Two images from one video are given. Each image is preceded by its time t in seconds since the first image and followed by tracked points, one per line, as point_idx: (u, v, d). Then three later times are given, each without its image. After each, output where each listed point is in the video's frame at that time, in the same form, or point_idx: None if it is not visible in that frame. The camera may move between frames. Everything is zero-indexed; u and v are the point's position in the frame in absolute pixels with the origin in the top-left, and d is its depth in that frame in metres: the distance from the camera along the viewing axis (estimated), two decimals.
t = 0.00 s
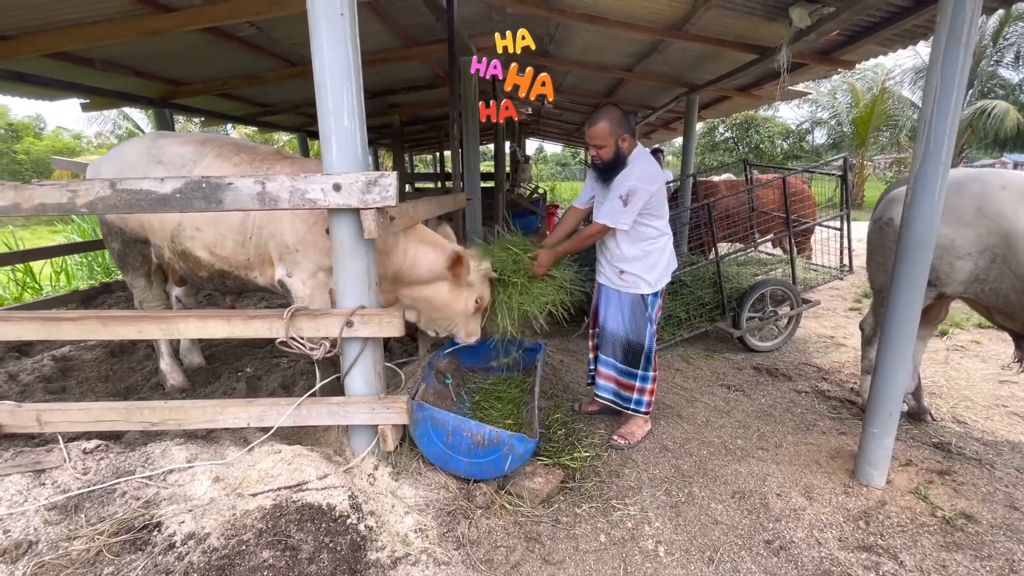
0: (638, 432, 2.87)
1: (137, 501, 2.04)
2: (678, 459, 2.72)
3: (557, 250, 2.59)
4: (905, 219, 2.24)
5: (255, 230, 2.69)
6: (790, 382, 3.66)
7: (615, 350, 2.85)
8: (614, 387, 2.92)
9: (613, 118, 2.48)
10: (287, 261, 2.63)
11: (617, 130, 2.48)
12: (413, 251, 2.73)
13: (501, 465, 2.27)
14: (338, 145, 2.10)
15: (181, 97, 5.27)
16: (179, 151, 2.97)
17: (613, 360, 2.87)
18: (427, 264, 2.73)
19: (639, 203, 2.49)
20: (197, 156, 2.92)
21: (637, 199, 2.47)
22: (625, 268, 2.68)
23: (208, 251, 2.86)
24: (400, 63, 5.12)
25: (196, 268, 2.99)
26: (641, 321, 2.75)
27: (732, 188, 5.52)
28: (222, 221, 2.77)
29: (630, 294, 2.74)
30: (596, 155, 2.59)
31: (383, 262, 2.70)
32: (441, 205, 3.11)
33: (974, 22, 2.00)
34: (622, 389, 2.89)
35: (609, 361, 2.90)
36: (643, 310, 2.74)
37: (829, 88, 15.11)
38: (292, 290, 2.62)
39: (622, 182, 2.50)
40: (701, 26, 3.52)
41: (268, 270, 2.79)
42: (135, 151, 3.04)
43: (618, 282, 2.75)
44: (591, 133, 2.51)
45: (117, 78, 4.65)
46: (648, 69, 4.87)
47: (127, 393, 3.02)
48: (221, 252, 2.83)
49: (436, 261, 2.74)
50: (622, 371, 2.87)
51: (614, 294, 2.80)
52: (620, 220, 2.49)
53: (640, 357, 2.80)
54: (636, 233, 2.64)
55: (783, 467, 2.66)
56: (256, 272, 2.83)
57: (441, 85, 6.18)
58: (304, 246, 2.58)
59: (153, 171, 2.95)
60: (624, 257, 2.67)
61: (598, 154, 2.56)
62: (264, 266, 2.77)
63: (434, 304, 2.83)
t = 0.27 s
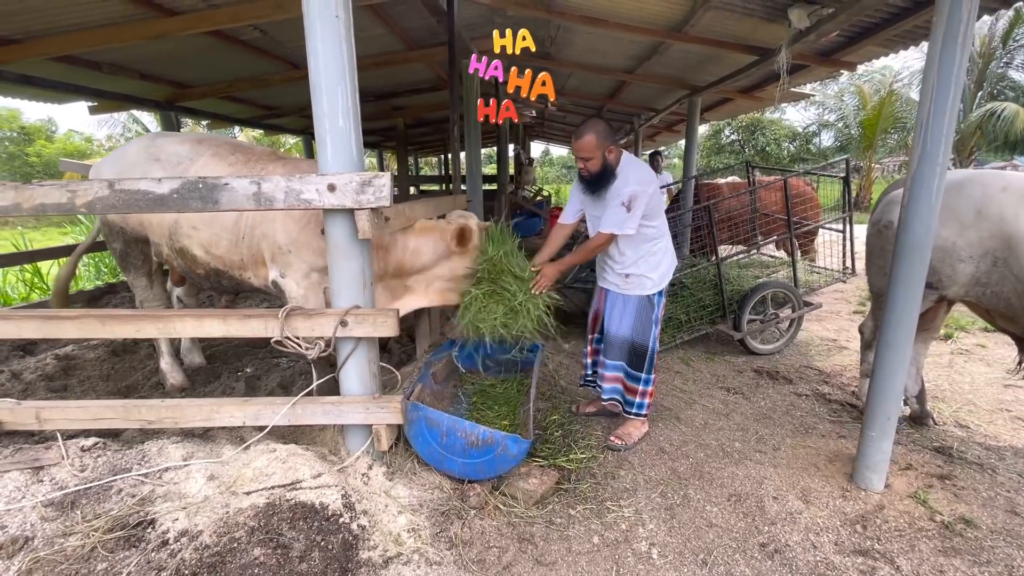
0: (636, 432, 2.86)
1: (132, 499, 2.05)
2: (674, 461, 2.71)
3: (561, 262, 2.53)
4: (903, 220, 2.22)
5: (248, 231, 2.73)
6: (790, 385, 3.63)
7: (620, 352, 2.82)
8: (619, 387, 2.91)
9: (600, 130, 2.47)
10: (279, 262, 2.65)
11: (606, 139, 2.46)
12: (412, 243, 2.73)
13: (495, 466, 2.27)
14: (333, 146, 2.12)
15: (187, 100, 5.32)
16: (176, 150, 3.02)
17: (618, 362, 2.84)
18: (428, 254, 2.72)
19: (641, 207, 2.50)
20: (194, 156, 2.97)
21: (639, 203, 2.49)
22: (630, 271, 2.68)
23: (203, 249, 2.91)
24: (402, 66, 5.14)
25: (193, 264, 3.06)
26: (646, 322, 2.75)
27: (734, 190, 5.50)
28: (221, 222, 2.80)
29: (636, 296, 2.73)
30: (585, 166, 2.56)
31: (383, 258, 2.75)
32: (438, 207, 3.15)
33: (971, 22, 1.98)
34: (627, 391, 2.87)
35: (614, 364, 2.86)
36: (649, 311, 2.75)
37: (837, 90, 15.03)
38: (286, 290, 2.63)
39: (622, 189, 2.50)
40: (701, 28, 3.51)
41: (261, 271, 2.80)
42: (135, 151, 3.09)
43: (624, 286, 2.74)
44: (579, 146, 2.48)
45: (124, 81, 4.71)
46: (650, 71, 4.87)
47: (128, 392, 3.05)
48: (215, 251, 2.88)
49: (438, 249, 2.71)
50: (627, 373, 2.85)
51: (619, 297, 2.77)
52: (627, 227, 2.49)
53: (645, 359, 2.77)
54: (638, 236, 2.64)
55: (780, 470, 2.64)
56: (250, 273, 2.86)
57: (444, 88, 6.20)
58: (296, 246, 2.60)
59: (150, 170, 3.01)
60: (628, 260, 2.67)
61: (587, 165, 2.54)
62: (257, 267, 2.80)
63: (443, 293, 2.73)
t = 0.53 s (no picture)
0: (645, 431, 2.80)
1: (130, 493, 2.06)
2: (674, 460, 2.69)
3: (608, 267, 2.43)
4: (905, 216, 2.19)
5: (253, 227, 2.74)
6: (794, 385, 3.60)
7: (632, 353, 2.72)
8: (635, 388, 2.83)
9: (610, 128, 2.39)
10: (283, 257, 2.66)
11: (617, 136, 2.42)
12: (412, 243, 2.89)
13: (493, 463, 2.25)
14: (331, 141, 2.11)
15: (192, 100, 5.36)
16: (176, 149, 3.04)
17: (630, 364, 2.74)
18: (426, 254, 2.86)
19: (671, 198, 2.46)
20: (194, 154, 3.00)
21: (670, 194, 2.44)
22: (645, 268, 2.62)
23: (204, 246, 2.93)
24: (406, 66, 5.15)
25: (195, 262, 3.07)
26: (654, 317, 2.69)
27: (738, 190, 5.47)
28: (222, 219, 2.81)
29: (647, 294, 2.67)
30: (594, 167, 2.47)
31: (383, 257, 2.89)
32: (438, 205, 3.18)
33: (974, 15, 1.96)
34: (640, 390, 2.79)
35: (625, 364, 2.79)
36: (660, 305, 2.74)
37: (844, 92, 14.94)
38: (289, 286, 2.64)
39: (647, 182, 2.44)
40: (703, 26, 3.50)
41: (265, 266, 2.82)
42: (134, 149, 3.12)
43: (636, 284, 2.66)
44: (590, 146, 2.39)
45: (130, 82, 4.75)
46: (652, 70, 4.85)
47: (129, 388, 3.07)
48: (218, 248, 2.90)
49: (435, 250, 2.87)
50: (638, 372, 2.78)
51: (631, 297, 2.69)
52: (665, 219, 2.40)
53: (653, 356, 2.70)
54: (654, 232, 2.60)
55: (781, 469, 2.61)
56: (253, 269, 2.88)
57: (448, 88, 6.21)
58: (301, 242, 2.61)
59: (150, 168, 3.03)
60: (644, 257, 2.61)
61: (597, 164, 2.45)
62: (261, 262, 2.81)
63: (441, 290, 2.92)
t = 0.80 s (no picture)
0: (649, 433, 2.77)
1: (127, 486, 2.06)
2: (675, 458, 2.67)
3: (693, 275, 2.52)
4: (908, 211, 2.17)
5: (255, 220, 2.74)
6: (796, 383, 3.57)
7: (640, 353, 2.70)
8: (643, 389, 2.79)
9: (621, 125, 2.32)
10: (285, 251, 2.66)
11: (630, 133, 2.34)
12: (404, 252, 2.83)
13: (490, 459, 2.23)
14: (328, 135, 2.11)
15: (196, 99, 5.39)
16: (178, 144, 3.07)
17: (639, 364, 2.71)
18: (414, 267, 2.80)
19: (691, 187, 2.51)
20: (196, 149, 3.02)
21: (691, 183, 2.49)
22: (661, 265, 2.57)
23: (206, 241, 2.94)
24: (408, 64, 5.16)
25: (196, 257, 3.08)
26: (666, 316, 2.65)
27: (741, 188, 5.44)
28: (223, 214, 2.82)
29: (660, 292, 2.61)
30: (605, 166, 2.38)
31: (376, 258, 2.88)
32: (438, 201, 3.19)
33: (978, 7, 1.94)
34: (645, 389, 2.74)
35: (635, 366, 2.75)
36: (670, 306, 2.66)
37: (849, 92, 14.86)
38: (289, 280, 2.64)
39: (669, 174, 2.42)
40: (705, 22, 3.48)
41: (266, 260, 2.83)
42: (136, 144, 3.15)
43: (651, 283, 2.60)
44: (608, 143, 2.28)
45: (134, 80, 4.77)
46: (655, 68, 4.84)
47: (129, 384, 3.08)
48: (219, 242, 2.90)
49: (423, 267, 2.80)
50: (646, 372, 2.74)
51: (643, 296, 2.63)
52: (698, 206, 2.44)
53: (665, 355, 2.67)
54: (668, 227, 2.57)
55: (782, 467, 2.59)
56: (256, 263, 2.88)
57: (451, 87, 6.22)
58: (302, 236, 2.60)
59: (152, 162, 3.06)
60: (659, 253, 2.56)
61: (610, 164, 2.36)
62: (263, 255, 2.82)
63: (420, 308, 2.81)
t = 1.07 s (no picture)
0: (648, 433, 2.77)
1: (127, 484, 2.08)
2: (674, 458, 2.67)
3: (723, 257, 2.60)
4: (909, 210, 2.16)
5: (255, 221, 2.75)
6: (798, 383, 3.56)
7: (650, 355, 2.68)
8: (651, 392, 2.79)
9: (626, 128, 2.29)
10: (284, 251, 2.67)
11: (631, 139, 2.30)
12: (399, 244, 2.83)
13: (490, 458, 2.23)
14: (327, 135, 2.12)
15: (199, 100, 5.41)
16: (181, 144, 3.08)
17: (649, 366, 2.70)
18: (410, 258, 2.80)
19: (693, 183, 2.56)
20: (198, 149, 3.03)
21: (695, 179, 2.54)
22: (670, 264, 2.57)
23: (209, 240, 2.95)
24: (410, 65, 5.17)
25: (199, 257, 3.09)
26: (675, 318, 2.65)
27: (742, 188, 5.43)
28: (225, 214, 2.83)
29: (669, 291, 2.61)
30: (607, 173, 2.33)
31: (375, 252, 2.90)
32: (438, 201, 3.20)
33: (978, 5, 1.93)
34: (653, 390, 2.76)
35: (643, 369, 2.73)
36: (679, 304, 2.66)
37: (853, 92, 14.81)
38: (289, 279, 2.64)
39: (678, 173, 2.44)
40: (706, 21, 3.47)
41: (267, 261, 2.83)
42: (139, 145, 3.17)
43: (661, 282, 2.59)
44: (615, 147, 2.24)
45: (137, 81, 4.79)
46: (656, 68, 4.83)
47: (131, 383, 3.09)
48: (221, 242, 2.92)
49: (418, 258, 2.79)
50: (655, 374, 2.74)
51: (654, 297, 2.61)
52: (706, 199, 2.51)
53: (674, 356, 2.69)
54: (675, 226, 2.57)
55: (783, 467, 2.58)
56: (256, 263, 2.89)
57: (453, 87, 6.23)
58: (301, 236, 2.61)
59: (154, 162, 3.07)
60: (668, 253, 2.56)
61: (610, 171, 2.31)
62: (262, 256, 2.82)
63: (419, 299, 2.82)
